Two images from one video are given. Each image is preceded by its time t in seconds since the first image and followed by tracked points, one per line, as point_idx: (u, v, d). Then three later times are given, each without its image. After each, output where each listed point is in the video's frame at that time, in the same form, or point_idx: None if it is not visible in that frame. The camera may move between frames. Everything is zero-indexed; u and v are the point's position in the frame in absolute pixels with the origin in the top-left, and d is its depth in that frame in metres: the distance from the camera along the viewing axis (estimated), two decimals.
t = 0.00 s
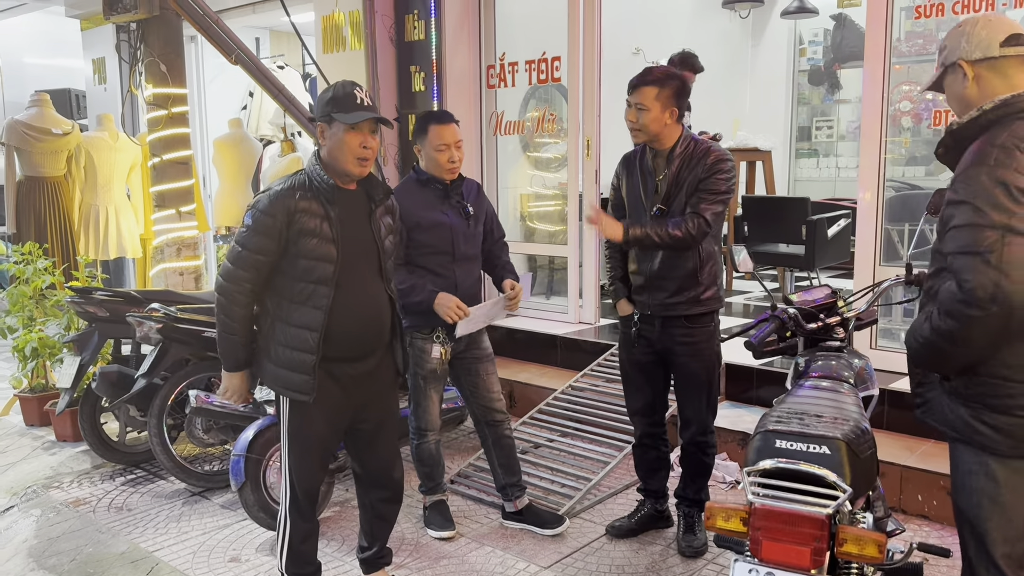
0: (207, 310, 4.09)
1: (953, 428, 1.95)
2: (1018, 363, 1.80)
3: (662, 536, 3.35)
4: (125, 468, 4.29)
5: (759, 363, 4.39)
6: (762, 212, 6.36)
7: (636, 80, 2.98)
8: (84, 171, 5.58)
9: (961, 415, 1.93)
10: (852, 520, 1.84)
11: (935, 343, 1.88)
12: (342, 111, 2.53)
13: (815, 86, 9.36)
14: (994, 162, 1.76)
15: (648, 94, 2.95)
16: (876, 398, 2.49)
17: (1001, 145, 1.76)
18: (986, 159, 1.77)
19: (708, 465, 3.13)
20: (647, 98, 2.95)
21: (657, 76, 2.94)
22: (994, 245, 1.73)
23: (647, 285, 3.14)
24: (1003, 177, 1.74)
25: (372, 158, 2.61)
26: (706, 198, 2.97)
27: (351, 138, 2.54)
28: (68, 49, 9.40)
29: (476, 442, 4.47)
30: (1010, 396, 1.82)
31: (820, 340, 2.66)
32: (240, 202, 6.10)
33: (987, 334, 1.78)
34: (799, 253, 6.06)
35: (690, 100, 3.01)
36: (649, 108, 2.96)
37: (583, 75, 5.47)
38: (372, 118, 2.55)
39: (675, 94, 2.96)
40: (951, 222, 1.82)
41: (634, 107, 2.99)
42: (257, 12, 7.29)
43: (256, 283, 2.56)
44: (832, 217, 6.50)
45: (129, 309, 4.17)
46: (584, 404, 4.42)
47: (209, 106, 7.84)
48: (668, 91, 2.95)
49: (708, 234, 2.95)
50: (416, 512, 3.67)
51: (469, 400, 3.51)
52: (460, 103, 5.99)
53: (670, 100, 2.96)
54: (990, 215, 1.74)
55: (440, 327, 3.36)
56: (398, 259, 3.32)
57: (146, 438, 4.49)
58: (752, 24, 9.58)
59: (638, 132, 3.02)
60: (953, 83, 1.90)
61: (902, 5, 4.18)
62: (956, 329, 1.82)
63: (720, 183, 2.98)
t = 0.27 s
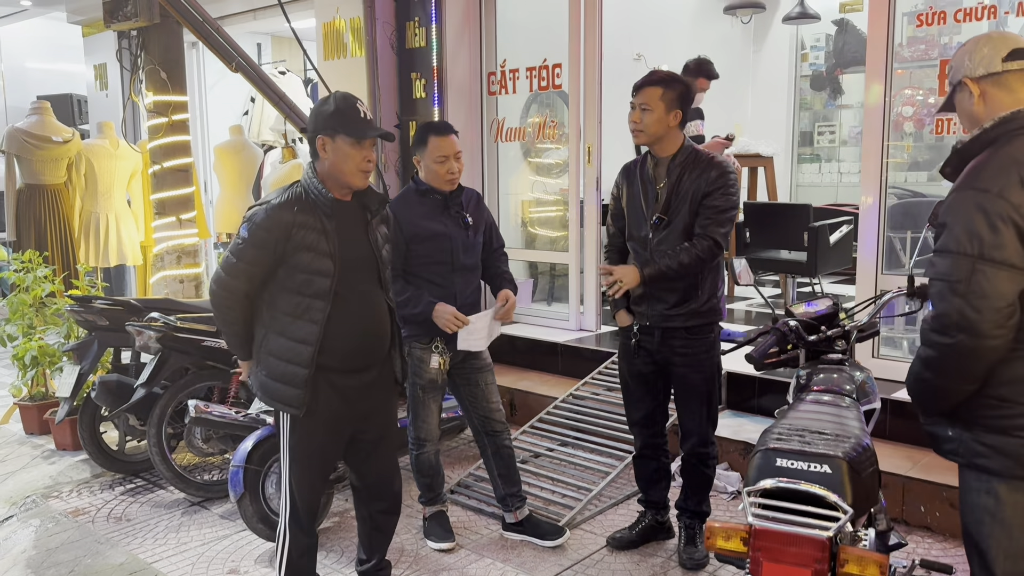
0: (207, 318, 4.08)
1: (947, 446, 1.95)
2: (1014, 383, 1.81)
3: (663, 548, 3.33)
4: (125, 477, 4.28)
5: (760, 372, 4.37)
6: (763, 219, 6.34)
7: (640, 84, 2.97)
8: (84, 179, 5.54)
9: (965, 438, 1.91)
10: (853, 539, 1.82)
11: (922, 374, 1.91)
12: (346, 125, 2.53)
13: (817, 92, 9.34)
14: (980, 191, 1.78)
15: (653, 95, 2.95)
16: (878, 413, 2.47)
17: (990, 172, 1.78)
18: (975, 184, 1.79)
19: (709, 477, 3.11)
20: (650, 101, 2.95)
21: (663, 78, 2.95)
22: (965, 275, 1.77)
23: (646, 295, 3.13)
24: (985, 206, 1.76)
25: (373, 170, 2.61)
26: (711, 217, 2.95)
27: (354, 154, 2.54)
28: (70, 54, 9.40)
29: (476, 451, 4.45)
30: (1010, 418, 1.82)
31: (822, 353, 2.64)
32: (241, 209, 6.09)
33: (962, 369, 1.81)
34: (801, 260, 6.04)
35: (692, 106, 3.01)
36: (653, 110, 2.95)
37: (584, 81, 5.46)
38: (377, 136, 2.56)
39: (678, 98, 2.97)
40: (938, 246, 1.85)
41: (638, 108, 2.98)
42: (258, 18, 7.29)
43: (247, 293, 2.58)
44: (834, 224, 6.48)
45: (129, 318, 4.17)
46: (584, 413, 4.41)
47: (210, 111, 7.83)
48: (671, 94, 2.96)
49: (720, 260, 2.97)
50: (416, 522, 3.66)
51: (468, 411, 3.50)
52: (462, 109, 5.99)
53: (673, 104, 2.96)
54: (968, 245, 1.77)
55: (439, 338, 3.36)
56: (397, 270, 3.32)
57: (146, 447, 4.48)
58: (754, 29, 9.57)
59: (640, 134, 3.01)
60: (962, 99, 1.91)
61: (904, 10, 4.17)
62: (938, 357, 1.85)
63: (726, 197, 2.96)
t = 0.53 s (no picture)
0: (204, 322, 4.07)
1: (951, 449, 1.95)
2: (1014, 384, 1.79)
3: (662, 553, 3.31)
4: (122, 482, 4.27)
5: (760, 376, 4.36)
6: (763, 221, 6.33)
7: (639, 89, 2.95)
8: (81, 181, 5.55)
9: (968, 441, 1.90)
10: (852, 548, 1.81)
11: (928, 366, 1.90)
12: (349, 140, 2.49)
13: (817, 93, 9.31)
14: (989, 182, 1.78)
15: (653, 101, 2.93)
16: (877, 419, 2.46)
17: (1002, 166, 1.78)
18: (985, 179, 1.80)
19: (708, 482, 3.10)
20: (651, 105, 2.93)
21: (662, 83, 2.93)
22: (979, 266, 1.76)
23: (646, 300, 3.11)
24: (995, 199, 1.76)
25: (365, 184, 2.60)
26: (714, 222, 2.96)
27: (351, 170, 2.53)
28: (69, 56, 9.39)
29: (474, 456, 4.44)
30: (1011, 422, 1.81)
31: (822, 358, 2.63)
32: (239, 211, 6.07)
33: (972, 361, 1.79)
34: (800, 262, 6.03)
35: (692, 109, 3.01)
36: (655, 115, 2.94)
37: (583, 83, 5.44)
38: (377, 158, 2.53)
39: (678, 102, 2.96)
40: (948, 242, 1.85)
41: (638, 114, 2.97)
42: (257, 20, 7.28)
43: (242, 299, 2.57)
44: (834, 226, 6.47)
45: (126, 322, 4.15)
46: (583, 417, 4.39)
47: (208, 114, 7.82)
48: (674, 98, 2.95)
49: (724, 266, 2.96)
50: (413, 527, 3.65)
51: (465, 416, 3.48)
52: (460, 112, 5.98)
53: (674, 108, 2.96)
54: (977, 236, 1.77)
55: (437, 342, 3.35)
56: (394, 274, 3.30)
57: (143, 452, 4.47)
58: (753, 31, 9.55)
59: (641, 140, 3.00)
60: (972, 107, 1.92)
61: (903, 12, 4.16)
62: (947, 351, 1.84)
63: (727, 204, 2.96)
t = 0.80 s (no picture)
0: (202, 323, 4.07)
1: (962, 449, 1.94)
2: (1020, 383, 1.80)
3: (661, 553, 3.31)
4: (120, 483, 4.26)
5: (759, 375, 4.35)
6: (762, 221, 6.33)
7: (638, 95, 2.93)
8: (79, 181, 5.54)
9: (979, 441, 1.89)
10: (850, 549, 1.80)
11: (928, 336, 1.89)
12: (345, 132, 2.50)
13: (816, 93, 9.35)
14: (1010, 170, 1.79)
15: (654, 106, 2.91)
16: (876, 419, 2.45)
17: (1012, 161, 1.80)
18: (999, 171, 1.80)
19: (707, 482, 3.09)
20: (652, 111, 2.91)
21: (662, 88, 2.90)
22: (1011, 249, 1.74)
23: (645, 300, 3.10)
24: (1018, 187, 1.76)
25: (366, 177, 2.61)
26: (713, 221, 2.96)
27: (349, 162, 2.53)
28: (68, 57, 9.40)
29: (473, 456, 4.43)
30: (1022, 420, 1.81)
31: (820, 358, 2.63)
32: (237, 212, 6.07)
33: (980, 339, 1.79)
34: (799, 262, 6.03)
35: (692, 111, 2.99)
36: (657, 120, 2.92)
37: (581, 83, 5.44)
38: (374, 147, 2.55)
39: (679, 104, 2.94)
40: (971, 223, 1.85)
41: (641, 121, 2.94)
42: (255, 21, 7.27)
43: (240, 299, 2.56)
44: (833, 226, 6.46)
45: (124, 323, 4.15)
46: (581, 417, 4.39)
47: (207, 114, 7.82)
48: (674, 99, 2.92)
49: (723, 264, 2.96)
50: (412, 528, 3.64)
51: (463, 416, 3.48)
52: (459, 113, 5.98)
53: (676, 111, 2.95)
54: (1005, 221, 1.76)
55: (434, 342, 3.34)
56: (392, 274, 3.29)
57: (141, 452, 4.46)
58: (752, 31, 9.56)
59: (644, 146, 2.98)
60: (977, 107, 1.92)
61: (902, 12, 4.15)
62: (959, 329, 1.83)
63: (726, 205, 2.97)
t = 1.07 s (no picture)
0: (201, 321, 4.07)
1: (967, 445, 1.94)
2: None
3: (659, 551, 3.31)
4: (118, 481, 4.26)
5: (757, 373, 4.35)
6: (761, 219, 6.33)
7: (639, 99, 2.90)
8: (78, 180, 5.55)
9: (988, 436, 1.88)
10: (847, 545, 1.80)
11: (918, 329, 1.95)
12: (349, 134, 2.49)
13: (815, 92, 9.27)
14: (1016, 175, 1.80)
15: (659, 109, 2.88)
16: (874, 418, 2.43)
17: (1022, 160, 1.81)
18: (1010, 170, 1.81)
19: (706, 480, 3.08)
20: (655, 116, 2.89)
21: (665, 91, 2.87)
22: (998, 267, 1.78)
23: (644, 299, 3.10)
24: None
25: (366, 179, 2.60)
26: (712, 221, 2.95)
27: (351, 165, 2.53)
28: (66, 56, 9.39)
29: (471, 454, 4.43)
30: None
31: (817, 355, 2.63)
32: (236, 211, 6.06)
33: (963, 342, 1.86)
34: (798, 260, 6.03)
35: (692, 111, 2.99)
36: (662, 124, 2.89)
37: (580, 81, 5.44)
38: (377, 152, 2.54)
39: (679, 104, 2.93)
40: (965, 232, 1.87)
41: (646, 125, 2.92)
42: (254, 20, 7.27)
43: (240, 296, 2.56)
44: (831, 224, 6.46)
45: (122, 321, 4.15)
46: (580, 415, 4.39)
47: (206, 113, 7.82)
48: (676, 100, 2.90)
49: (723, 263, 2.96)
50: (410, 526, 3.64)
51: (461, 414, 3.48)
52: (457, 111, 5.97)
53: (678, 113, 2.94)
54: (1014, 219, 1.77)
55: (431, 340, 3.34)
56: (389, 272, 3.29)
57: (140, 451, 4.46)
58: (751, 29, 9.55)
59: (650, 150, 2.96)
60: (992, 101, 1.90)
61: (901, 11, 4.16)
62: (941, 326, 1.88)
63: (725, 206, 2.96)
